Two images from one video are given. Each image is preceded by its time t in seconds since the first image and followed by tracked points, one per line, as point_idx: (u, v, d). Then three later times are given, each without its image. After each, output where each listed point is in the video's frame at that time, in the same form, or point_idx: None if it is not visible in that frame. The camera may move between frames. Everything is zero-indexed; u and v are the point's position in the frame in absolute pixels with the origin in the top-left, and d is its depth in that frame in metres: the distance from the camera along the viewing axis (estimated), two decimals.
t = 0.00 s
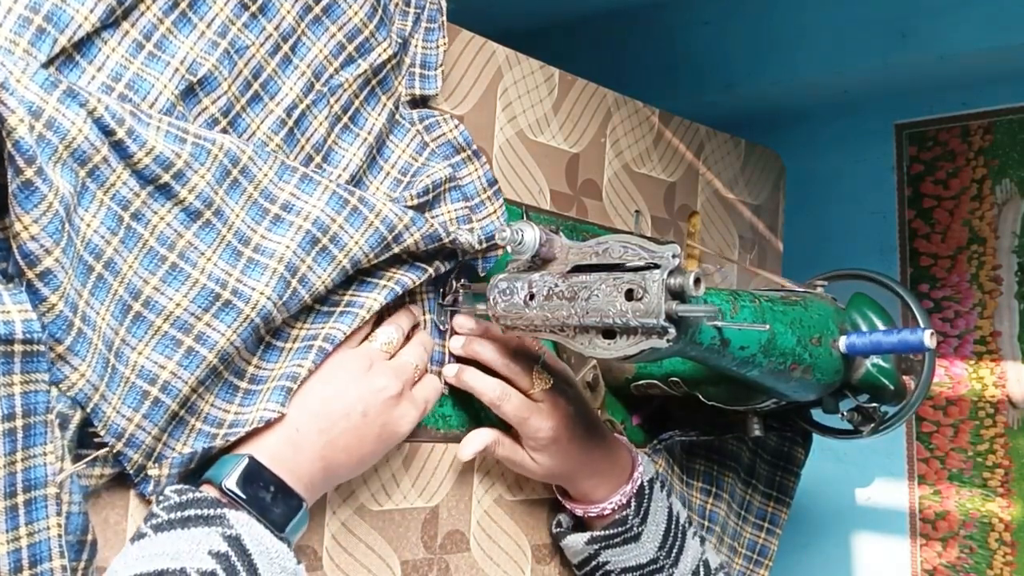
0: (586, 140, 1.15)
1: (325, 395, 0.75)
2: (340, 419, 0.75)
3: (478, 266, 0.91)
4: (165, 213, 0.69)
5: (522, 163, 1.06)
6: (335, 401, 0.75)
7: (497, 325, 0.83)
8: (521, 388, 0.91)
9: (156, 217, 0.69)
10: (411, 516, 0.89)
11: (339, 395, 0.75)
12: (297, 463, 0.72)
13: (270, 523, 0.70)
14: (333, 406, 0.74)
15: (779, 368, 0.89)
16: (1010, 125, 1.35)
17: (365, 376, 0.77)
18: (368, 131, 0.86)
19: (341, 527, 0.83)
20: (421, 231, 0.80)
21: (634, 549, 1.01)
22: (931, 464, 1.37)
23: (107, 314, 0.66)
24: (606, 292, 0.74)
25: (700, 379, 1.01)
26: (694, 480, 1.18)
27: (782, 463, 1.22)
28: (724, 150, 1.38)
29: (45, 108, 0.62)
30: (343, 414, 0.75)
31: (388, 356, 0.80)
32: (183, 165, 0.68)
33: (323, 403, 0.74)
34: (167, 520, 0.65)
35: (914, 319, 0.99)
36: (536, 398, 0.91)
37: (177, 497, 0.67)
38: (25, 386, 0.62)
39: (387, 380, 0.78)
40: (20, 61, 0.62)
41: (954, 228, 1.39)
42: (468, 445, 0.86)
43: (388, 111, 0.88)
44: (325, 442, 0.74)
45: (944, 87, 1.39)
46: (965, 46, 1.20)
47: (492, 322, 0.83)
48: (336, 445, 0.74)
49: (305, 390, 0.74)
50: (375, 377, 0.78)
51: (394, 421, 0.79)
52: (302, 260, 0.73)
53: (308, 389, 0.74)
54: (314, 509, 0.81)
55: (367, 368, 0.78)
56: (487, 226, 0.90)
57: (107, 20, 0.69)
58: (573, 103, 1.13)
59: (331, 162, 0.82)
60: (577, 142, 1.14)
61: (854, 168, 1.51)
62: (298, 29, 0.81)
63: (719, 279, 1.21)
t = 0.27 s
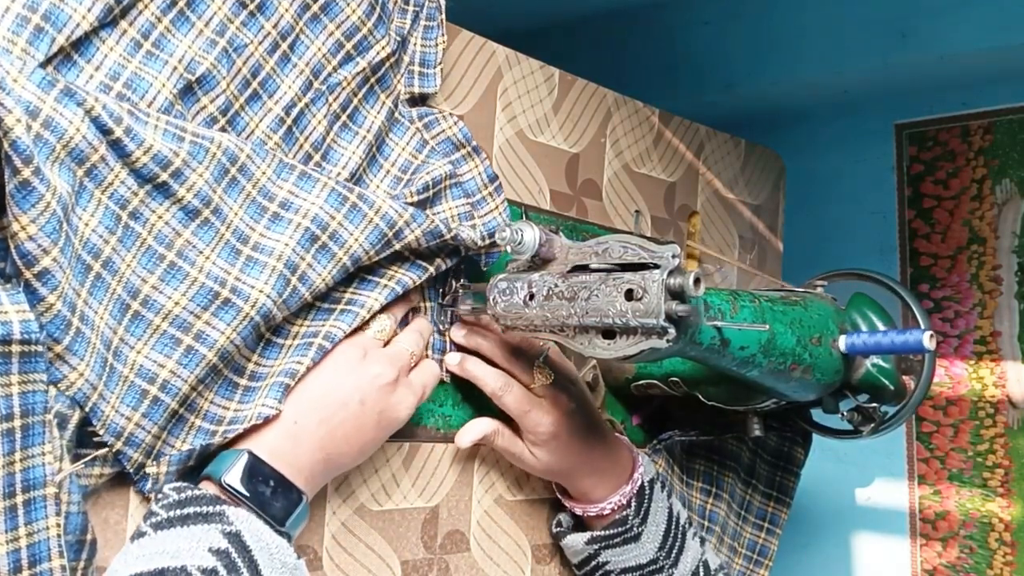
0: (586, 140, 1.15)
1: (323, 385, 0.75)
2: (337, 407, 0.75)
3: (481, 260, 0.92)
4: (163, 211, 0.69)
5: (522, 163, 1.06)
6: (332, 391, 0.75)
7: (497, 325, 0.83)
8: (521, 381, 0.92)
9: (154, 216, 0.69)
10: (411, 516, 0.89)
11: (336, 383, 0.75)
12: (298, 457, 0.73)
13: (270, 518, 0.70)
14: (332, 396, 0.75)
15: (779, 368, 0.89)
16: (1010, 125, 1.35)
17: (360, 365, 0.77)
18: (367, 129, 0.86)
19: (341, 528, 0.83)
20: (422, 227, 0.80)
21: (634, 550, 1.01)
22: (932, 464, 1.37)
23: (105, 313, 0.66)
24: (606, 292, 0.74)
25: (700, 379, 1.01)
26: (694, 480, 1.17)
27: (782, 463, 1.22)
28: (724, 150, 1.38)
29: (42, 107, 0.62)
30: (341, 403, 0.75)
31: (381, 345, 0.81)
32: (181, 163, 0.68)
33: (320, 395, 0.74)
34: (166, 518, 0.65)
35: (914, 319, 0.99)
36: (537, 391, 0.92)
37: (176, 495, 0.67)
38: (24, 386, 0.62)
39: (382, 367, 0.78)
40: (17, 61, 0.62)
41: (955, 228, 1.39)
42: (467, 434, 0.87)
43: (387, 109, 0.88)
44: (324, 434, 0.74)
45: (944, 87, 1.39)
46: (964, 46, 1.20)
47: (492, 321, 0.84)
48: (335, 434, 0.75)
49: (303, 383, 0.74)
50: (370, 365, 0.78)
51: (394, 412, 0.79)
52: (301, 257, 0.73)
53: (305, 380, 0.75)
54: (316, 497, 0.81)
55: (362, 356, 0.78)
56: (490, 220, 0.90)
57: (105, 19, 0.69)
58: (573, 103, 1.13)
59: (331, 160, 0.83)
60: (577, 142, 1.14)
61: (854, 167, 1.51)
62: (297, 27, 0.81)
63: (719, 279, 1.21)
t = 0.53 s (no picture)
0: (586, 140, 1.15)
1: (321, 376, 0.75)
2: (336, 397, 0.75)
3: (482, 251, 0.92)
4: (160, 209, 0.69)
5: (522, 163, 1.06)
6: (331, 382, 0.75)
7: (497, 325, 0.83)
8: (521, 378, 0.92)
9: (151, 214, 0.69)
10: (411, 516, 0.89)
11: (334, 373, 0.75)
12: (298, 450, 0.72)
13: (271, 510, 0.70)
14: (330, 389, 0.75)
15: (779, 369, 0.89)
16: (1010, 125, 1.35)
17: (358, 355, 0.77)
18: (366, 126, 0.86)
19: (341, 528, 0.83)
20: (421, 223, 0.80)
21: (634, 552, 1.01)
22: (931, 464, 1.37)
23: (104, 312, 0.66)
24: (606, 292, 0.74)
25: (700, 379, 1.01)
26: (694, 480, 1.17)
27: (782, 463, 1.22)
28: (724, 150, 1.38)
29: (38, 106, 0.62)
30: (339, 394, 0.75)
31: (377, 334, 0.80)
32: (178, 161, 0.68)
33: (318, 388, 0.74)
34: (166, 513, 0.66)
35: (914, 319, 0.99)
36: (536, 389, 0.92)
37: (176, 490, 0.67)
38: (22, 386, 0.62)
39: (379, 356, 0.78)
40: (13, 60, 0.62)
41: (955, 228, 1.39)
42: (466, 428, 0.88)
43: (385, 106, 0.88)
44: (324, 425, 0.74)
45: (944, 87, 1.39)
46: (964, 46, 1.20)
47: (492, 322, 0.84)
48: (335, 423, 0.75)
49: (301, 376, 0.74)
50: (368, 354, 0.78)
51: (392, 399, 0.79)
52: (300, 254, 0.73)
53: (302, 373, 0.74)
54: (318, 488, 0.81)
55: (359, 346, 0.78)
56: (491, 216, 0.89)
57: (102, 17, 0.69)
58: (573, 103, 1.13)
59: (330, 157, 0.82)
60: (577, 142, 1.14)
61: (854, 166, 1.51)
62: (295, 24, 0.81)
63: (719, 279, 1.21)
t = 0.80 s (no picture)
0: (586, 140, 1.15)
1: (319, 364, 0.75)
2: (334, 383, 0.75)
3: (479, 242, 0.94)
4: (157, 205, 0.69)
5: (522, 163, 1.05)
6: (329, 370, 0.75)
7: (497, 325, 0.83)
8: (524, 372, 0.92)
9: (147, 211, 0.69)
10: (411, 516, 0.89)
11: (331, 361, 0.75)
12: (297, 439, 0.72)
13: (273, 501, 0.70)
14: (328, 379, 0.75)
15: (779, 369, 0.89)
16: (1010, 125, 1.35)
17: (354, 342, 0.77)
18: (362, 118, 0.86)
19: (341, 528, 0.83)
20: (419, 214, 0.80)
21: (634, 554, 1.01)
22: (932, 464, 1.37)
23: (101, 310, 0.66)
24: (606, 292, 0.74)
25: (699, 379, 1.01)
26: (694, 481, 1.17)
27: (782, 463, 1.22)
28: (724, 150, 1.38)
29: (31, 104, 0.61)
30: (337, 381, 0.75)
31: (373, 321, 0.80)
32: (173, 157, 0.68)
33: (315, 377, 0.74)
34: (168, 507, 0.66)
35: (914, 319, 0.99)
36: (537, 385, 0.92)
37: (177, 484, 0.67)
38: (20, 386, 0.61)
39: (377, 342, 0.78)
40: (6, 57, 0.62)
41: (955, 228, 1.39)
42: (462, 425, 0.89)
43: (381, 98, 0.88)
44: (324, 414, 0.74)
45: (944, 87, 1.39)
46: (964, 46, 1.20)
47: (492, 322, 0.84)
48: (333, 410, 0.74)
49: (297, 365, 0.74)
50: (365, 341, 0.78)
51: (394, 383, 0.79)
52: (297, 248, 0.73)
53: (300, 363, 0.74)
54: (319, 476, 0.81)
55: (356, 335, 0.77)
56: (490, 208, 0.89)
57: (95, 13, 0.68)
58: (573, 103, 1.13)
59: (326, 151, 0.82)
60: (577, 142, 1.14)
61: (853, 165, 1.51)
62: (289, 16, 0.81)
63: (720, 280, 1.21)
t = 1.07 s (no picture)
0: (586, 140, 1.15)
1: (316, 349, 0.74)
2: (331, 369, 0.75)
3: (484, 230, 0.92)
4: (152, 199, 0.69)
5: (522, 163, 1.05)
6: (326, 354, 0.75)
7: (497, 325, 0.83)
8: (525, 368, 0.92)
9: (143, 204, 0.69)
10: (411, 516, 0.89)
11: (328, 345, 0.75)
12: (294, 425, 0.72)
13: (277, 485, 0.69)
14: (323, 366, 0.74)
15: (779, 369, 0.89)
16: (1010, 125, 1.35)
17: (353, 326, 0.77)
18: (357, 106, 0.85)
19: (341, 528, 0.83)
20: (416, 200, 0.80)
21: (633, 554, 1.01)
22: (932, 464, 1.37)
23: (99, 305, 0.66)
24: (606, 292, 0.74)
25: (699, 379, 1.01)
26: (694, 481, 1.17)
27: (782, 463, 1.22)
28: (724, 150, 1.38)
29: (24, 101, 0.61)
30: (332, 363, 0.75)
31: (371, 304, 0.80)
32: (167, 150, 0.68)
33: (311, 364, 0.74)
34: (171, 497, 0.65)
35: (914, 319, 0.99)
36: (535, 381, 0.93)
37: (179, 473, 0.67)
38: (18, 384, 0.61)
39: (376, 325, 0.78)
40: None
41: (955, 228, 1.39)
42: (461, 424, 0.89)
43: (376, 85, 0.88)
44: (325, 398, 0.74)
45: (944, 87, 1.39)
46: (965, 45, 1.20)
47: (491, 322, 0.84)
48: (330, 394, 0.74)
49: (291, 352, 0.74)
50: (364, 324, 0.78)
51: (399, 363, 0.80)
52: (295, 238, 0.73)
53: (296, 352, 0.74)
54: (318, 474, 0.81)
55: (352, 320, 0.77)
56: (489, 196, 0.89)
57: (86, 6, 0.68)
58: (573, 103, 1.13)
59: (322, 140, 0.82)
60: (577, 142, 1.14)
61: (853, 164, 1.51)
62: (283, 5, 0.80)
63: (720, 280, 1.21)
